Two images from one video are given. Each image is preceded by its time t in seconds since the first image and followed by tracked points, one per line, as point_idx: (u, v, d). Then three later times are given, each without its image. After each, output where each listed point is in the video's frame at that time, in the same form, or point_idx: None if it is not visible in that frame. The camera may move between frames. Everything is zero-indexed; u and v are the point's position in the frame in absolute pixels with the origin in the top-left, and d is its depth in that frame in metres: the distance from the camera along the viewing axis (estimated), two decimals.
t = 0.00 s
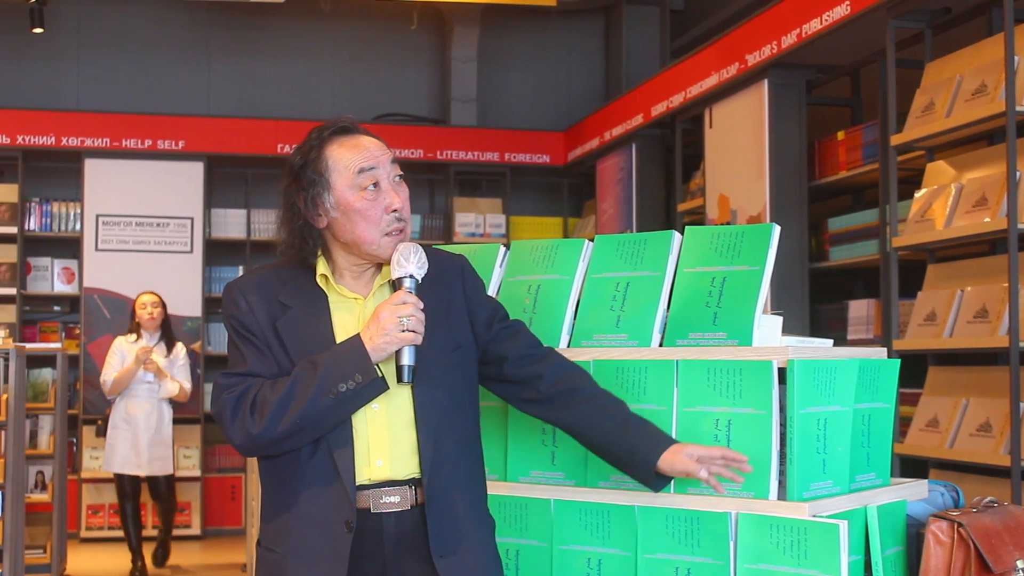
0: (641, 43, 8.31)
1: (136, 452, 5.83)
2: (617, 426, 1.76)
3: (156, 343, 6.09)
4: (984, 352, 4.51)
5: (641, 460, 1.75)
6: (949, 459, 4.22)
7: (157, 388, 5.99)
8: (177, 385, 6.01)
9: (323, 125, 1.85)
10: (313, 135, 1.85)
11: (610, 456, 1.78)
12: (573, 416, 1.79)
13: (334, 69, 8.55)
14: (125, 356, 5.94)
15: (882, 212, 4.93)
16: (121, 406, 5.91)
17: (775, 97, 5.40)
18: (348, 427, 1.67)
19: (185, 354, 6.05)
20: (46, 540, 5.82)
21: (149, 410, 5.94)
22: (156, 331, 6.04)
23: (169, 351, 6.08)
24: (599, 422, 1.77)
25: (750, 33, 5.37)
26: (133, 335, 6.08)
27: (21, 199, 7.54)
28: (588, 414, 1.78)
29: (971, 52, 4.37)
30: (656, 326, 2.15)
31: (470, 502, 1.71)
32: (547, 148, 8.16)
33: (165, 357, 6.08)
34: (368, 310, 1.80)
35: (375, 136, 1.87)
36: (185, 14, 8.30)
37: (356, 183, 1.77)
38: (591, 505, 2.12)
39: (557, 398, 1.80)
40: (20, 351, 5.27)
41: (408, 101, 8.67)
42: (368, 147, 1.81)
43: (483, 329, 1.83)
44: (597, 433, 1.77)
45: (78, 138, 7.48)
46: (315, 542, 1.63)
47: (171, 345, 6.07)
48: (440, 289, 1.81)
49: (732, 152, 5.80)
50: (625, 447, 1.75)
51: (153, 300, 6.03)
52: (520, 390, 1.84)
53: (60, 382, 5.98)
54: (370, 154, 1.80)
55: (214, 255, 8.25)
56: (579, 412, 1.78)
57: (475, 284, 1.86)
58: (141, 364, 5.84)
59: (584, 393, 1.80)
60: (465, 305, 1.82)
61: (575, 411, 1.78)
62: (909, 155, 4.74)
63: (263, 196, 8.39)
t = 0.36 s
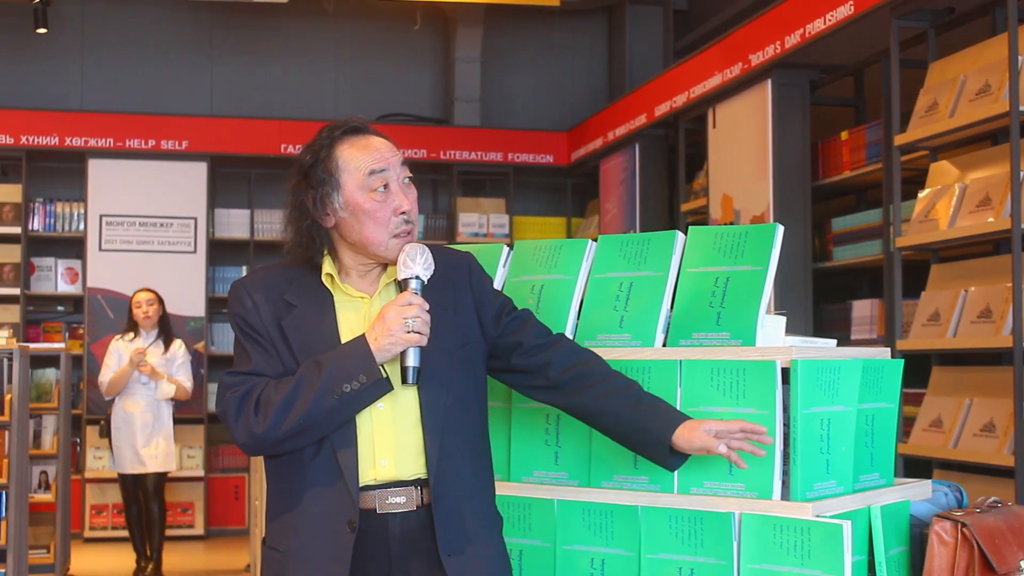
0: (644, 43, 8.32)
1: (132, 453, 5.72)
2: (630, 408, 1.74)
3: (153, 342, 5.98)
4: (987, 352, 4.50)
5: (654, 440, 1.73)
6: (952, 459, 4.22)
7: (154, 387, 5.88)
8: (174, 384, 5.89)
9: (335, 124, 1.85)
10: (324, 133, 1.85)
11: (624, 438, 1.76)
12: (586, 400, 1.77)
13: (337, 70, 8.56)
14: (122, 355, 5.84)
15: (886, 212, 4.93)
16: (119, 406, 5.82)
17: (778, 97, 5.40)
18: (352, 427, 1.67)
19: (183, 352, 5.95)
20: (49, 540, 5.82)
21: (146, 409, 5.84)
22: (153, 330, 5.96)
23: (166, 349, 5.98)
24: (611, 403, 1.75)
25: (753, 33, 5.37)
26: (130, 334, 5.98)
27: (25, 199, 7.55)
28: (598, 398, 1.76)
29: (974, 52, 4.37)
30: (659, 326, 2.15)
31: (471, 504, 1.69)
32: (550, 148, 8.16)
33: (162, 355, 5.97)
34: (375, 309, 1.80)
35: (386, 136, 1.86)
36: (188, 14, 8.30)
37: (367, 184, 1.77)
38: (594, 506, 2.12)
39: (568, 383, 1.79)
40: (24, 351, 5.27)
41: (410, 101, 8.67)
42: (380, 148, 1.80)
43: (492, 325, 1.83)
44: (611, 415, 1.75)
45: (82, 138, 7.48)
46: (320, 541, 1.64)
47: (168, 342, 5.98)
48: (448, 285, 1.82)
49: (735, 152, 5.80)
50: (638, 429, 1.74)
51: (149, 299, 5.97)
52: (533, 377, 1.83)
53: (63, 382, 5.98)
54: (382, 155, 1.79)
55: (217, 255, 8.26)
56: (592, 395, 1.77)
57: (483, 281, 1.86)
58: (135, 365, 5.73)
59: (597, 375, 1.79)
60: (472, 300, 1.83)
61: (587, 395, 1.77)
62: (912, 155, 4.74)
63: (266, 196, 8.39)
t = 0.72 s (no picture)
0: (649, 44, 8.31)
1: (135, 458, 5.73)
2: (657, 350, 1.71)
3: (155, 342, 5.94)
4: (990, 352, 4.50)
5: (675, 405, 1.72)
6: (955, 459, 4.22)
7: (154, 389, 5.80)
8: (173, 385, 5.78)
9: (338, 123, 1.86)
10: (327, 133, 1.85)
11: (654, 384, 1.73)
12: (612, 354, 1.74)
13: (340, 69, 8.56)
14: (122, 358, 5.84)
15: (889, 212, 4.92)
16: (120, 409, 5.82)
17: (781, 97, 5.40)
18: (369, 429, 1.67)
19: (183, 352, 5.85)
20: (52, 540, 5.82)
21: (148, 413, 5.81)
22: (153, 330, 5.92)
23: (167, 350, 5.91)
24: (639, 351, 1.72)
25: (756, 33, 5.36)
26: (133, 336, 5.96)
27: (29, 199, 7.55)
28: (624, 349, 1.73)
29: (977, 52, 4.37)
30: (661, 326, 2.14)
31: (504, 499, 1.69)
32: (554, 148, 8.16)
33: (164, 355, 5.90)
34: (388, 308, 1.79)
35: (390, 133, 1.87)
36: (191, 15, 8.31)
37: (371, 183, 1.77)
38: (596, 506, 2.12)
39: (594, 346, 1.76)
40: (27, 351, 5.28)
41: (413, 101, 8.67)
42: (383, 146, 1.80)
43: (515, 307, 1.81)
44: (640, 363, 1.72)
45: (85, 138, 7.49)
46: (341, 545, 1.63)
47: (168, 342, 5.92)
48: (460, 277, 1.81)
49: (739, 153, 5.80)
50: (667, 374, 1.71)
51: (148, 298, 5.94)
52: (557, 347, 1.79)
53: (67, 381, 5.99)
54: (386, 153, 1.79)
55: (221, 255, 8.26)
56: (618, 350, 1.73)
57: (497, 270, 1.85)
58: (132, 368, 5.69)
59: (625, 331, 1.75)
60: (488, 290, 1.82)
61: (614, 351, 1.73)
62: (915, 155, 4.74)
63: (269, 196, 8.39)
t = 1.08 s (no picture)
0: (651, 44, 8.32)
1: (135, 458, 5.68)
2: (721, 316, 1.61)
3: (151, 339, 5.89)
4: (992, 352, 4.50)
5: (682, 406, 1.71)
6: (957, 459, 4.22)
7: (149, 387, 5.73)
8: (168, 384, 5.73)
9: (381, 121, 1.77)
10: (370, 131, 1.77)
11: (716, 352, 1.62)
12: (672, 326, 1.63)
13: (342, 69, 8.56)
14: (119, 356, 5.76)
15: (890, 212, 4.92)
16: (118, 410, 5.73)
17: (784, 97, 5.39)
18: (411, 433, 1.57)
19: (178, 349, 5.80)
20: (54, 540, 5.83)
21: (145, 412, 5.73)
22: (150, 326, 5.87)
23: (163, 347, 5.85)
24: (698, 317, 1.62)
25: (759, 33, 5.36)
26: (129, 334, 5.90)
27: (30, 199, 7.55)
28: (683, 318, 1.62)
29: (979, 52, 4.36)
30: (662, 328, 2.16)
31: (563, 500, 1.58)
32: (556, 148, 8.16)
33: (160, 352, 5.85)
34: (433, 309, 1.69)
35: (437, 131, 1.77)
36: (193, 14, 8.31)
37: (416, 181, 1.68)
38: (599, 505, 2.12)
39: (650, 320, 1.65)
40: (28, 351, 5.29)
41: (415, 101, 8.68)
42: (429, 143, 1.71)
43: (567, 293, 1.70)
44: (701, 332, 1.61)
45: (86, 138, 7.49)
46: (378, 553, 1.54)
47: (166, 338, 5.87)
48: (508, 266, 1.69)
49: (741, 154, 5.79)
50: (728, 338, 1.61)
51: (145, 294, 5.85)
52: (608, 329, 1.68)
53: (68, 381, 5.99)
54: (430, 151, 1.70)
55: (222, 255, 8.26)
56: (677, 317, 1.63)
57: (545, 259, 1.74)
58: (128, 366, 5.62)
59: (683, 298, 1.65)
60: (537, 282, 1.70)
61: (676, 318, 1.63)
62: (917, 155, 4.73)
63: (271, 196, 8.39)
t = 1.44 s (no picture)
0: (652, 44, 8.33)
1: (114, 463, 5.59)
2: (798, 266, 1.48)
3: (133, 340, 5.84)
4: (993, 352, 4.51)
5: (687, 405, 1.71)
6: (959, 459, 4.22)
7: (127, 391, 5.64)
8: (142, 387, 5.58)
9: (445, 111, 1.70)
10: (434, 121, 1.70)
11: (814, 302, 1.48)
12: (745, 288, 1.51)
13: (344, 69, 8.56)
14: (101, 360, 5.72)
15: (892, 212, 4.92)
16: (99, 413, 5.69)
17: (785, 97, 5.39)
18: (481, 432, 1.51)
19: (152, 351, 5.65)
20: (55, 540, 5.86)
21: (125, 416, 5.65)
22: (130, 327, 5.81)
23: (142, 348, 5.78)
24: (770, 272, 1.50)
25: (760, 33, 5.36)
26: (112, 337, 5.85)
27: (32, 199, 7.55)
28: (758, 273, 1.50)
29: (980, 52, 4.36)
30: (665, 327, 2.15)
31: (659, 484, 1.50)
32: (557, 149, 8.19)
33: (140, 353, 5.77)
34: (502, 306, 1.64)
35: (503, 120, 1.70)
36: (195, 14, 8.32)
37: (483, 175, 1.61)
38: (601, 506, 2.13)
39: (720, 284, 1.53)
40: (29, 351, 5.29)
41: (416, 101, 8.68)
42: (496, 135, 1.64)
43: (637, 271, 1.61)
44: (773, 288, 1.49)
45: (88, 138, 7.50)
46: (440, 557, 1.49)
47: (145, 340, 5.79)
48: (576, 250, 1.62)
49: (743, 154, 5.79)
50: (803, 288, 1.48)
51: (125, 295, 5.81)
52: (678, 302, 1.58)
53: (69, 382, 5.99)
54: (498, 144, 1.63)
55: (223, 255, 8.27)
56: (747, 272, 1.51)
57: (610, 239, 1.66)
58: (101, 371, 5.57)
59: (751, 255, 1.53)
60: (606, 265, 1.62)
61: (747, 277, 1.51)
62: (918, 155, 4.72)
63: (273, 196, 8.40)
